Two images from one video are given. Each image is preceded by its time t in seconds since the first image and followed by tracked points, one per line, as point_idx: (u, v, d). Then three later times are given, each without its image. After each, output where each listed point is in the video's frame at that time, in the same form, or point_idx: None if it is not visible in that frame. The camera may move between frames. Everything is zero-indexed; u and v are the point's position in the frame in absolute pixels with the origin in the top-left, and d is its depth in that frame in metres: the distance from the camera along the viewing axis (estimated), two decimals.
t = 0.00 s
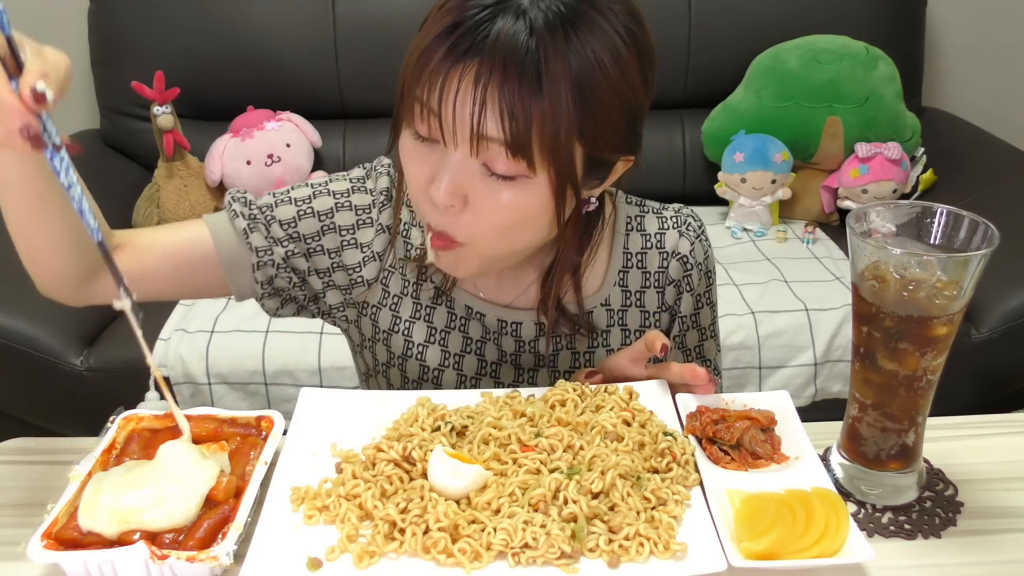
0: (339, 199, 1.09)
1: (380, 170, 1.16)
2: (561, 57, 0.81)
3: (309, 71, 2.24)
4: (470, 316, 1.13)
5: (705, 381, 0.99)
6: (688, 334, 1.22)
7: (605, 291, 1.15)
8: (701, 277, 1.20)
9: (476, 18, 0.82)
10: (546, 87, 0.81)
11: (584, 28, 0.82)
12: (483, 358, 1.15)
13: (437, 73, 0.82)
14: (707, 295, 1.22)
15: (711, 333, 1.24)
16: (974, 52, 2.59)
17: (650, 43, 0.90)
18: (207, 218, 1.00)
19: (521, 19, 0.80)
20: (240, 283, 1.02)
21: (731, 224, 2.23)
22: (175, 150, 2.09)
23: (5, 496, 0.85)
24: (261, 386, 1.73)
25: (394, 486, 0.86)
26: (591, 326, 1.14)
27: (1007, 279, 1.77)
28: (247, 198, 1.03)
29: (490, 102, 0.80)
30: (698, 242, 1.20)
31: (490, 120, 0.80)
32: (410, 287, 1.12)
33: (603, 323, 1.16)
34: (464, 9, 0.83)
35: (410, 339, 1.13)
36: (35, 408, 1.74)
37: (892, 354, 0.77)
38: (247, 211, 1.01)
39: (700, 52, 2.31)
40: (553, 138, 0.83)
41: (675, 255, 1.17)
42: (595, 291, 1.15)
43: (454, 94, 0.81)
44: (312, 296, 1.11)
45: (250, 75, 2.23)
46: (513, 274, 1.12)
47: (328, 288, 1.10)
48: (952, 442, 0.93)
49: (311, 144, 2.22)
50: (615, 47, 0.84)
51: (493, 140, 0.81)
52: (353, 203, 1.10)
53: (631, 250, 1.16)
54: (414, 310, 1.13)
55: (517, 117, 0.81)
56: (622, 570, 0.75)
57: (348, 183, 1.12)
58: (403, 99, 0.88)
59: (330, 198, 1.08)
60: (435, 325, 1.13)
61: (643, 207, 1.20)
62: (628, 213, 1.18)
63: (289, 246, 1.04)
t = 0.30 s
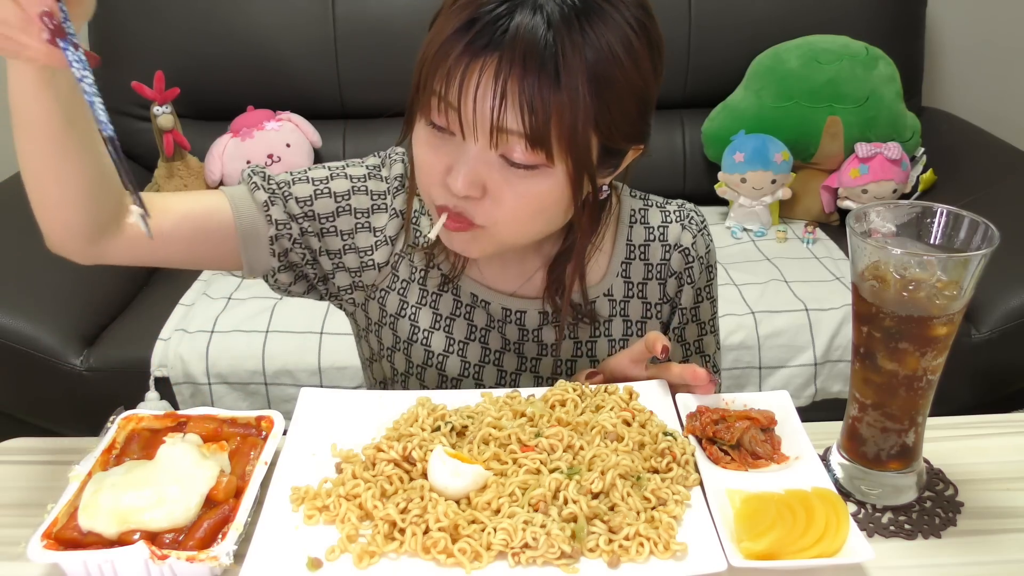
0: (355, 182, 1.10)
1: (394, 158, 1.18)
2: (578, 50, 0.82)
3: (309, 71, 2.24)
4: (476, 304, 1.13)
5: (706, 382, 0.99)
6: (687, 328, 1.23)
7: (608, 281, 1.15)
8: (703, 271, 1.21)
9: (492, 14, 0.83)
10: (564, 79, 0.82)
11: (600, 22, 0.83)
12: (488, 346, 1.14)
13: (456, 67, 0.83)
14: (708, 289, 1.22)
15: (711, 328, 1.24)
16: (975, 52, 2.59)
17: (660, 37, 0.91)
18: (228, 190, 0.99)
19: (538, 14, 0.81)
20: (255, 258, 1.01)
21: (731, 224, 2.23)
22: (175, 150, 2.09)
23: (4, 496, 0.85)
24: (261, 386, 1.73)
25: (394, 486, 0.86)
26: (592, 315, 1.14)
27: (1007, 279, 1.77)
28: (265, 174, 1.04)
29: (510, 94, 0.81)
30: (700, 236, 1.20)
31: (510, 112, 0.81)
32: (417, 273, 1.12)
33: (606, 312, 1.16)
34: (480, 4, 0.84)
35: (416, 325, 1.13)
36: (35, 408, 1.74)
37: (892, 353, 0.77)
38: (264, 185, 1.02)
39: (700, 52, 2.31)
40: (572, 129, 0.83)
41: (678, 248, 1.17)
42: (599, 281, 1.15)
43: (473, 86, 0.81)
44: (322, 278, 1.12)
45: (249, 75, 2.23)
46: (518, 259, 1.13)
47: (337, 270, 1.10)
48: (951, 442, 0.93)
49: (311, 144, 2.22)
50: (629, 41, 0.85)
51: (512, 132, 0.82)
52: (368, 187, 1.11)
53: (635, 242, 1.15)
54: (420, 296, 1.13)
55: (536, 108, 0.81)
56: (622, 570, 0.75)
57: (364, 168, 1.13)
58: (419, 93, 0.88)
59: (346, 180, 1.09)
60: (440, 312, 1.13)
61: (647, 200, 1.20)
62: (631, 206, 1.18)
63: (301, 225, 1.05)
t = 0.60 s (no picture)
0: (363, 178, 1.11)
1: (401, 153, 1.18)
2: (582, 31, 0.82)
3: (308, 71, 2.24)
4: (484, 297, 1.13)
5: (705, 382, 0.99)
6: (692, 326, 1.22)
7: (615, 277, 1.15)
8: (711, 269, 1.21)
9: None
10: (569, 59, 0.82)
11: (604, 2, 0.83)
12: (495, 340, 1.14)
13: (463, 51, 0.83)
14: (715, 287, 1.22)
15: (716, 326, 1.23)
16: (975, 51, 2.59)
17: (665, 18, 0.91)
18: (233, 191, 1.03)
19: None
20: (260, 256, 1.05)
21: (731, 224, 2.23)
22: (175, 150, 2.09)
23: (4, 496, 0.85)
24: (261, 387, 1.73)
25: (394, 486, 0.86)
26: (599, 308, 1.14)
27: (1007, 279, 1.77)
28: (273, 174, 1.06)
29: (515, 76, 0.81)
30: (708, 234, 1.20)
31: (516, 94, 0.81)
32: (426, 267, 1.13)
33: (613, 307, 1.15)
34: None
35: (425, 318, 1.13)
36: (34, 408, 1.74)
37: (892, 353, 0.77)
38: (272, 187, 1.04)
39: (700, 52, 2.31)
40: (578, 109, 0.84)
41: (685, 245, 1.17)
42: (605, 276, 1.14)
43: (480, 69, 0.82)
44: (331, 275, 1.12)
45: (249, 75, 2.23)
46: (527, 256, 1.13)
47: (347, 266, 1.12)
48: (951, 442, 0.93)
49: (311, 144, 2.22)
50: (634, 22, 0.85)
51: (518, 113, 0.82)
52: (375, 183, 1.12)
53: (643, 238, 1.16)
54: (428, 289, 1.13)
55: (541, 89, 0.81)
56: (622, 570, 0.75)
57: (371, 164, 1.14)
58: (429, 80, 0.89)
59: (354, 177, 1.10)
60: (448, 305, 1.13)
61: (655, 198, 1.20)
62: (640, 204, 1.18)
63: (310, 223, 1.06)
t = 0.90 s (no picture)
0: (365, 173, 1.11)
1: (401, 148, 1.18)
2: (567, 9, 0.84)
3: (309, 72, 2.24)
4: (487, 287, 1.13)
5: (705, 383, 0.99)
6: (692, 317, 1.21)
7: (616, 266, 1.15)
8: (710, 260, 1.19)
9: None
10: (555, 36, 0.84)
11: None
12: (497, 329, 1.14)
13: (452, 34, 0.85)
14: (714, 278, 1.20)
15: (716, 317, 1.22)
16: (975, 51, 2.59)
17: None
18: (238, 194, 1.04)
19: None
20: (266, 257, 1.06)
21: (731, 224, 2.23)
22: (175, 150, 2.09)
23: (4, 496, 0.85)
24: (261, 386, 1.73)
25: (394, 486, 0.86)
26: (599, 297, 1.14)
27: (1007, 279, 1.77)
28: (275, 175, 1.06)
29: (504, 53, 0.83)
30: (708, 224, 1.20)
31: (505, 71, 0.83)
32: (429, 258, 1.13)
33: (614, 295, 1.15)
34: None
35: (428, 309, 1.14)
36: (33, 408, 1.74)
37: (892, 354, 0.77)
38: (275, 188, 1.04)
39: (700, 52, 2.31)
40: (567, 85, 0.85)
41: (685, 234, 1.16)
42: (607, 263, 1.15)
43: (469, 49, 0.83)
44: (336, 270, 1.12)
45: (249, 75, 2.23)
46: (529, 242, 1.14)
47: (353, 262, 1.12)
48: (951, 442, 0.93)
49: (311, 144, 2.22)
50: None
51: (508, 90, 0.84)
52: (377, 178, 1.12)
53: (644, 229, 1.15)
54: (432, 280, 1.13)
55: (529, 64, 0.83)
56: (623, 570, 0.75)
57: (372, 160, 1.14)
58: (421, 68, 0.91)
59: (356, 174, 1.10)
60: (452, 296, 1.14)
61: (657, 189, 1.20)
62: (642, 195, 1.18)
63: (316, 222, 1.07)
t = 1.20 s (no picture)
0: (368, 164, 1.13)
1: (398, 139, 1.21)
2: None
3: (309, 72, 2.24)
4: (487, 266, 1.13)
5: (704, 384, 0.99)
6: (688, 295, 1.21)
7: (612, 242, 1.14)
8: (702, 237, 1.20)
9: None
10: None
11: None
12: (498, 307, 1.14)
13: None
14: (708, 255, 1.21)
15: (711, 295, 1.22)
16: (975, 51, 2.59)
17: None
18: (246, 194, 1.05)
19: None
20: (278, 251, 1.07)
21: (731, 224, 2.23)
22: (175, 150, 2.09)
23: (4, 496, 0.85)
24: (261, 387, 1.73)
25: (394, 486, 0.86)
26: (595, 269, 1.13)
27: (1007, 279, 1.77)
28: (282, 172, 1.07)
29: None
30: (700, 202, 1.21)
31: (491, 14, 0.86)
32: (431, 240, 1.14)
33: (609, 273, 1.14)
34: None
35: (430, 289, 1.14)
36: (33, 408, 1.74)
37: (892, 354, 0.77)
38: (283, 183, 1.06)
39: (700, 52, 2.32)
40: (550, 25, 0.89)
41: (678, 212, 1.17)
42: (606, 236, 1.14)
43: None
44: (346, 259, 1.13)
45: (249, 76, 2.23)
46: (527, 217, 1.14)
47: (362, 249, 1.13)
48: (951, 442, 0.93)
49: (311, 144, 2.22)
50: None
51: (496, 34, 0.87)
52: (379, 168, 1.13)
53: (638, 208, 1.16)
54: (433, 261, 1.14)
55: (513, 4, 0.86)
56: (623, 570, 0.75)
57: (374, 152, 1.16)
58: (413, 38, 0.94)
59: (358, 165, 1.12)
60: (453, 275, 1.14)
61: (649, 171, 1.21)
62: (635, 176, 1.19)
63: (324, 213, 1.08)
